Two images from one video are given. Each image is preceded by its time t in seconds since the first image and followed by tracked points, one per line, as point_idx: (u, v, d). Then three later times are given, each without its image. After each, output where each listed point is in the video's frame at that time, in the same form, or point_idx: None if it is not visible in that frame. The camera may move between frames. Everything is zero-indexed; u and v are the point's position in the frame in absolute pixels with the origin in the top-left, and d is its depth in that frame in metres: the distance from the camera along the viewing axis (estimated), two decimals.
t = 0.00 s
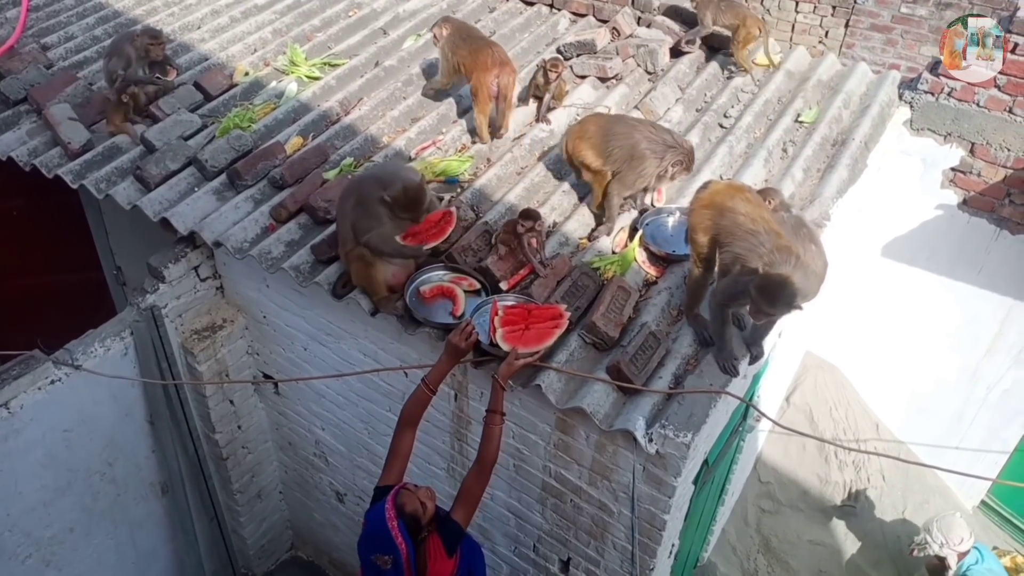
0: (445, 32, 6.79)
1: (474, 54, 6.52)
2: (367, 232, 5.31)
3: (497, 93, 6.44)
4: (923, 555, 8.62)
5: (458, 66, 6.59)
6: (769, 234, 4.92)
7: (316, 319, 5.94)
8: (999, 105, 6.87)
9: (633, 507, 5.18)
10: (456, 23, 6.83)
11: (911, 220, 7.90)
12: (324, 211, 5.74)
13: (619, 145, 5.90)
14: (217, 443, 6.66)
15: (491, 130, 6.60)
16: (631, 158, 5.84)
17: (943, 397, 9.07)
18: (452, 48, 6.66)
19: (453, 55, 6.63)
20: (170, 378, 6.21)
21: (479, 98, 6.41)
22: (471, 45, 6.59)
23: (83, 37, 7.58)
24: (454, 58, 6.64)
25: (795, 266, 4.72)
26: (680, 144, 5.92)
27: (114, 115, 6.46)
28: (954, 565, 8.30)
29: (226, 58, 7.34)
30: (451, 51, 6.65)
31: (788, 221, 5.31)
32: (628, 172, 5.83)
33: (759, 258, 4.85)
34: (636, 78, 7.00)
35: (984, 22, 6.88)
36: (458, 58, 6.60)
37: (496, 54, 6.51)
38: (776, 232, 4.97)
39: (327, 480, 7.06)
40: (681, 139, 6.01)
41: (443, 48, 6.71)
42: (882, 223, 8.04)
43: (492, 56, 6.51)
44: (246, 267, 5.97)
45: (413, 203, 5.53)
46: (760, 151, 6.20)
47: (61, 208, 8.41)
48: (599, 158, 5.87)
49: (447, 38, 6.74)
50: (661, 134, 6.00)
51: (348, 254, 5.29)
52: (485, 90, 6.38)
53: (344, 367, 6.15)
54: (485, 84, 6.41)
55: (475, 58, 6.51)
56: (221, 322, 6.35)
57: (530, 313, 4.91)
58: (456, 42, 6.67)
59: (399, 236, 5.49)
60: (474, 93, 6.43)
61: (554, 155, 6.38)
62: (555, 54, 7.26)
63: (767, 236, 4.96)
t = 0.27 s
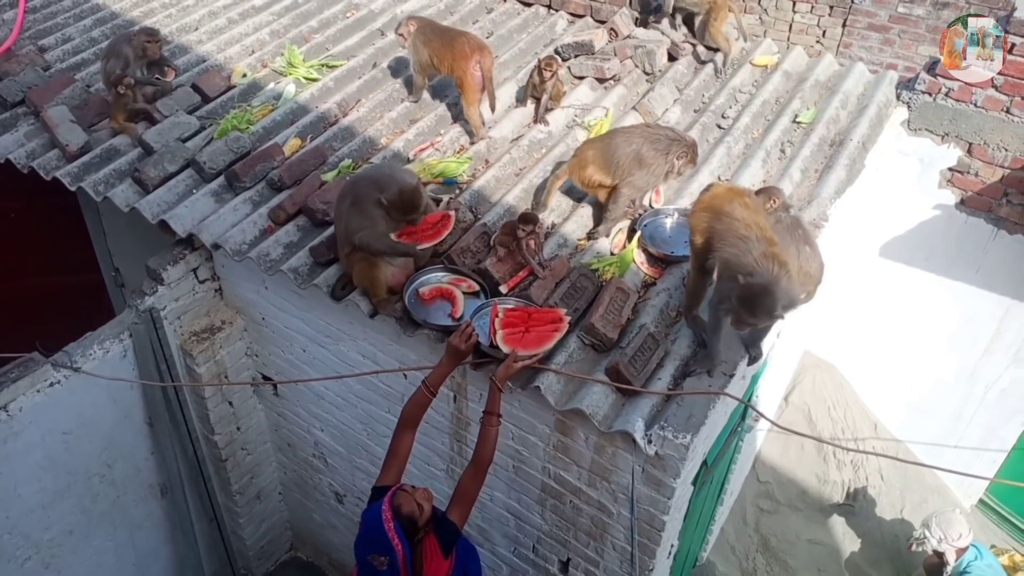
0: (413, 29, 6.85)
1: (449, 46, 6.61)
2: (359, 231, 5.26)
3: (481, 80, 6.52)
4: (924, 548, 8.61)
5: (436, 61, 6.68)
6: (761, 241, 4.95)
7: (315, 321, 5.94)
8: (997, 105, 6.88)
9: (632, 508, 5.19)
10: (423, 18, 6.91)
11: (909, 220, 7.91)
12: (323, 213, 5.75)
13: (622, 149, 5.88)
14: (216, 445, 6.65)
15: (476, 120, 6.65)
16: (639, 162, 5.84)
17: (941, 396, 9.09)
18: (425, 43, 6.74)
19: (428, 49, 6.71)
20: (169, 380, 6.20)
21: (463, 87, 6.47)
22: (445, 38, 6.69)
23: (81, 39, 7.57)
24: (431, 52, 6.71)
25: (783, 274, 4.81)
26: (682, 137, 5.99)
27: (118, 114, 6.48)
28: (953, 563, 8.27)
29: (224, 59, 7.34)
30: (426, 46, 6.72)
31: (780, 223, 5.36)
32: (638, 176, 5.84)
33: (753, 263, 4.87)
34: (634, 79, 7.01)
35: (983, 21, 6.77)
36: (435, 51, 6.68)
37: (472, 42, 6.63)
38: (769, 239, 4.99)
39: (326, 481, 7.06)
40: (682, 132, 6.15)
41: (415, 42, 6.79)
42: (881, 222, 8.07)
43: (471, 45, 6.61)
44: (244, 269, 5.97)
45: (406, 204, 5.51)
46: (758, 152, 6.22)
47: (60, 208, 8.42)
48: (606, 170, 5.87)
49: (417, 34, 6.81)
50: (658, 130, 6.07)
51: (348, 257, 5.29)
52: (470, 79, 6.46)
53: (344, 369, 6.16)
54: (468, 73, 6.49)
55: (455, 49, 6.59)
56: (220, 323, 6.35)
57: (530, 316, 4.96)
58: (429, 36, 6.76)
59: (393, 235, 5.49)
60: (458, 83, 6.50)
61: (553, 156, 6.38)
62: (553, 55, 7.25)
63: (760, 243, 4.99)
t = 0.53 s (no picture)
0: (394, 27, 6.90)
1: (429, 45, 6.70)
2: (362, 242, 5.30)
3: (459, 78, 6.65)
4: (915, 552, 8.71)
5: (415, 58, 6.72)
6: (758, 249, 5.04)
7: (314, 328, 5.96)
8: (992, 109, 6.97)
9: (630, 514, 5.22)
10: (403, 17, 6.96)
11: (905, 224, 7.94)
12: (321, 221, 5.77)
13: (610, 161, 5.94)
14: (215, 451, 6.65)
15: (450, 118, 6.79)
16: (629, 170, 5.90)
17: (938, 399, 9.12)
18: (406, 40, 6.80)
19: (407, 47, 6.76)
20: (168, 388, 6.22)
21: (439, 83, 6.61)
22: (425, 36, 6.77)
23: (79, 46, 7.57)
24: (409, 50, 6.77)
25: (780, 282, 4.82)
26: (668, 142, 6.12)
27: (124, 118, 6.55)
28: (943, 564, 8.34)
29: (222, 66, 7.35)
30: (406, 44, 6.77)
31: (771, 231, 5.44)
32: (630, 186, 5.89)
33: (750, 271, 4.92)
34: (631, 84, 7.02)
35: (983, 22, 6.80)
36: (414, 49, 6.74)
37: (453, 41, 6.73)
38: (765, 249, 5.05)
39: (326, 487, 7.08)
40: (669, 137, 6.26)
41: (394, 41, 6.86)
42: (877, 227, 8.05)
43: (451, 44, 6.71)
44: (243, 276, 5.99)
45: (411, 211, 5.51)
46: (754, 157, 6.24)
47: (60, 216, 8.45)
48: (599, 185, 5.85)
49: (396, 32, 6.87)
50: (642, 138, 6.14)
51: (349, 267, 5.35)
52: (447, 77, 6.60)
53: (343, 376, 6.18)
54: (445, 71, 6.62)
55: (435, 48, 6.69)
56: (219, 330, 6.35)
57: (529, 324, 5.01)
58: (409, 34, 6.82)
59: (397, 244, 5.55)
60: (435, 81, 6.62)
61: (551, 162, 6.39)
62: (550, 60, 7.27)
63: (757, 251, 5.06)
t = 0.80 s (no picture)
0: (365, 40, 6.97)
1: (402, 54, 6.80)
2: (363, 255, 5.35)
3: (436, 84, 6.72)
4: (899, 561, 8.74)
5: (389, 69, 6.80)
6: (754, 262, 5.08)
7: (314, 340, 5.99)
8: (985, 120, 6.95)
9: (629, 526, 5.26)
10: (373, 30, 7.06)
11: (900, 234, 7.99)
12: (321, 233, 5.82)
13: (600, 175, 5.99)
14: (214, 463, 6.63)
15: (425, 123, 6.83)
16: (619, 182, 5.96)
17: (934, 408, 9.15)
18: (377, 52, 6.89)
19: (378, 59, 6.86)
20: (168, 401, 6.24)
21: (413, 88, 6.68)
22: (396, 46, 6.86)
23: (78, 58, 7.60)
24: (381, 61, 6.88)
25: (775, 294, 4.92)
26: (657, 155, 6.17)
27: (126, 129, 6.56)
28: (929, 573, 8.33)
29: (221, 78, 7.38)
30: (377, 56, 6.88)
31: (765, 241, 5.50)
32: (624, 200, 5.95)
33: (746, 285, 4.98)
34: (627, 96, 7.06)
35: (985, 22, 6.98)
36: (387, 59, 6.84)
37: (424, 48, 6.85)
38: (761, 262, 5.09)
39: (325, 499, 7.08)
40: (657, 150, 6.38)
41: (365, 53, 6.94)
42: (871, 238, 8.12)
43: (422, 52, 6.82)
44: (243, 289, 6.02)
45: (412, 226, 5.60)
46: (751, 169, 6.28)
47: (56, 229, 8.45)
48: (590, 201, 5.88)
49: (367, 44, 6.96)
50: (634, 153, 6.24)
51: (348, 279, 5.39)
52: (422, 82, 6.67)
53: (342, 388, 6.19)
54: (422, 77, 6.68)
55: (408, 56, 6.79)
56: (218, 342, 6.36)
57: (527, 336, 5.05)
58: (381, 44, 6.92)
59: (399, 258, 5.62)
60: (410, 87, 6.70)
61: (548, 174, 6.41)
62: (547, 72, 7.31)
63: (754, 263, 5.10)
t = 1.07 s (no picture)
0: (329, 56, 7.05)
1: (373, 71, 6.85)
2: (362, 272, 5.42)
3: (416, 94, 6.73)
4: None
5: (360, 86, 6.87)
6: (755, 278, 5.10)
7: (313, 358, 5.98)
8: (983, 136, 6.96)
9: (631, 544, 5.32)
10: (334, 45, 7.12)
11: (900, 250, 8.01)
12: (320, 250, 5.85)
13: (601, 192, 6.14)
14: (212, 483, 6.55)
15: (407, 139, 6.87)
16: (620, 199, 6.07)
17: (935, 424, 9.11)
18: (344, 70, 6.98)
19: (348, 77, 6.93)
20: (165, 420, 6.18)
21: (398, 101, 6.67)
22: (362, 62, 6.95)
23: (76, 78, 7.61)
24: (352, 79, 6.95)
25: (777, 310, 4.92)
26: (659, 173, 6.25)
27: (125, 142, 6.51)
28: None
29: (220, 97, 7.39)
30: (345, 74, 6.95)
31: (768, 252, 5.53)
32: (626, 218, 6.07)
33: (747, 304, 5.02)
34: (625, 114, 7.08)
35: (984, 24, 7.48)
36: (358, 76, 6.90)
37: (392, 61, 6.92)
38: (763, 278, 5.12)
39: (323, 518, 7.02)
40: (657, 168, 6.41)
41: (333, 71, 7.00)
42: (872, 254, 8.15)
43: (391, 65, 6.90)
44: (241, 306, 6.00)
45: (411, 244, 5.62)
46: (749, 185, 6.29)
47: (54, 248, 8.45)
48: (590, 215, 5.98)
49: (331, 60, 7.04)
50: (638, 171, 6.33)
51: (348, 296, 5.48)
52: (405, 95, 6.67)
53: (341, 407, 6.16)
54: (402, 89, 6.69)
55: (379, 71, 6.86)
56: (216, 361, 6.31)
57: (527, 353, 5.18)
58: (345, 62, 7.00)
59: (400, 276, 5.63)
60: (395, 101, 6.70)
61: (547, 192, 6.42)
62: (546, 90, 7.34)
63: (755, 280, 5.12)
